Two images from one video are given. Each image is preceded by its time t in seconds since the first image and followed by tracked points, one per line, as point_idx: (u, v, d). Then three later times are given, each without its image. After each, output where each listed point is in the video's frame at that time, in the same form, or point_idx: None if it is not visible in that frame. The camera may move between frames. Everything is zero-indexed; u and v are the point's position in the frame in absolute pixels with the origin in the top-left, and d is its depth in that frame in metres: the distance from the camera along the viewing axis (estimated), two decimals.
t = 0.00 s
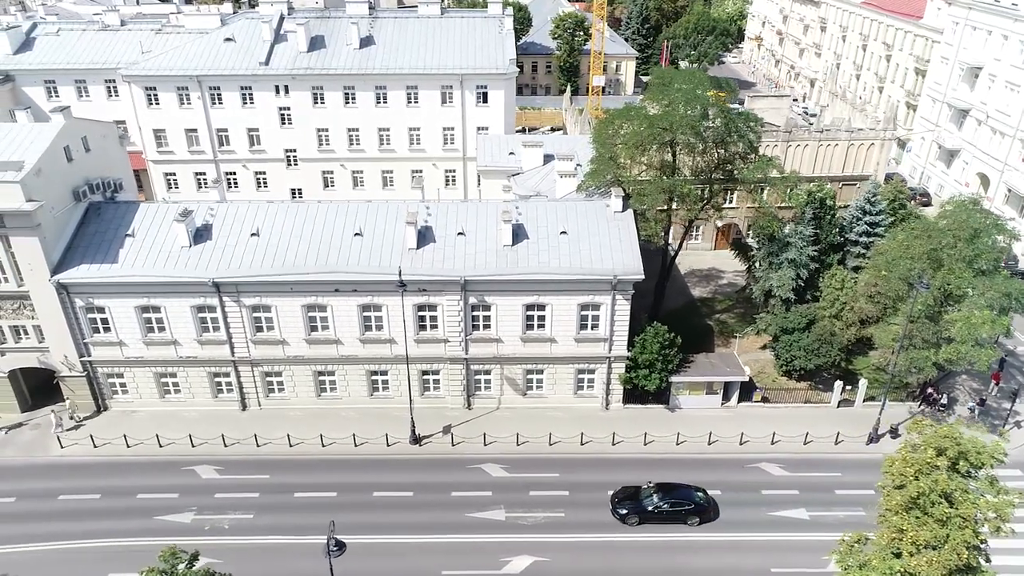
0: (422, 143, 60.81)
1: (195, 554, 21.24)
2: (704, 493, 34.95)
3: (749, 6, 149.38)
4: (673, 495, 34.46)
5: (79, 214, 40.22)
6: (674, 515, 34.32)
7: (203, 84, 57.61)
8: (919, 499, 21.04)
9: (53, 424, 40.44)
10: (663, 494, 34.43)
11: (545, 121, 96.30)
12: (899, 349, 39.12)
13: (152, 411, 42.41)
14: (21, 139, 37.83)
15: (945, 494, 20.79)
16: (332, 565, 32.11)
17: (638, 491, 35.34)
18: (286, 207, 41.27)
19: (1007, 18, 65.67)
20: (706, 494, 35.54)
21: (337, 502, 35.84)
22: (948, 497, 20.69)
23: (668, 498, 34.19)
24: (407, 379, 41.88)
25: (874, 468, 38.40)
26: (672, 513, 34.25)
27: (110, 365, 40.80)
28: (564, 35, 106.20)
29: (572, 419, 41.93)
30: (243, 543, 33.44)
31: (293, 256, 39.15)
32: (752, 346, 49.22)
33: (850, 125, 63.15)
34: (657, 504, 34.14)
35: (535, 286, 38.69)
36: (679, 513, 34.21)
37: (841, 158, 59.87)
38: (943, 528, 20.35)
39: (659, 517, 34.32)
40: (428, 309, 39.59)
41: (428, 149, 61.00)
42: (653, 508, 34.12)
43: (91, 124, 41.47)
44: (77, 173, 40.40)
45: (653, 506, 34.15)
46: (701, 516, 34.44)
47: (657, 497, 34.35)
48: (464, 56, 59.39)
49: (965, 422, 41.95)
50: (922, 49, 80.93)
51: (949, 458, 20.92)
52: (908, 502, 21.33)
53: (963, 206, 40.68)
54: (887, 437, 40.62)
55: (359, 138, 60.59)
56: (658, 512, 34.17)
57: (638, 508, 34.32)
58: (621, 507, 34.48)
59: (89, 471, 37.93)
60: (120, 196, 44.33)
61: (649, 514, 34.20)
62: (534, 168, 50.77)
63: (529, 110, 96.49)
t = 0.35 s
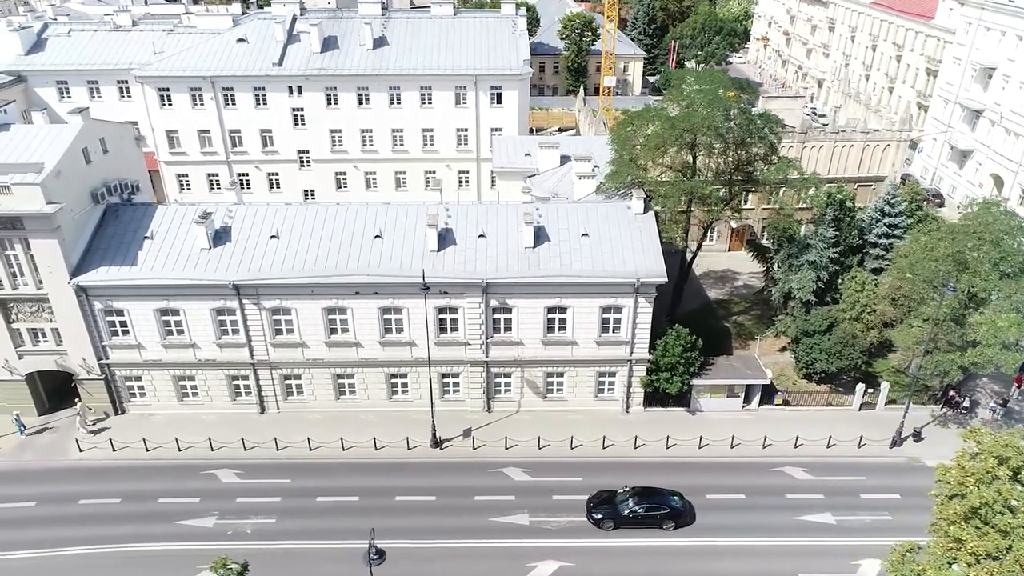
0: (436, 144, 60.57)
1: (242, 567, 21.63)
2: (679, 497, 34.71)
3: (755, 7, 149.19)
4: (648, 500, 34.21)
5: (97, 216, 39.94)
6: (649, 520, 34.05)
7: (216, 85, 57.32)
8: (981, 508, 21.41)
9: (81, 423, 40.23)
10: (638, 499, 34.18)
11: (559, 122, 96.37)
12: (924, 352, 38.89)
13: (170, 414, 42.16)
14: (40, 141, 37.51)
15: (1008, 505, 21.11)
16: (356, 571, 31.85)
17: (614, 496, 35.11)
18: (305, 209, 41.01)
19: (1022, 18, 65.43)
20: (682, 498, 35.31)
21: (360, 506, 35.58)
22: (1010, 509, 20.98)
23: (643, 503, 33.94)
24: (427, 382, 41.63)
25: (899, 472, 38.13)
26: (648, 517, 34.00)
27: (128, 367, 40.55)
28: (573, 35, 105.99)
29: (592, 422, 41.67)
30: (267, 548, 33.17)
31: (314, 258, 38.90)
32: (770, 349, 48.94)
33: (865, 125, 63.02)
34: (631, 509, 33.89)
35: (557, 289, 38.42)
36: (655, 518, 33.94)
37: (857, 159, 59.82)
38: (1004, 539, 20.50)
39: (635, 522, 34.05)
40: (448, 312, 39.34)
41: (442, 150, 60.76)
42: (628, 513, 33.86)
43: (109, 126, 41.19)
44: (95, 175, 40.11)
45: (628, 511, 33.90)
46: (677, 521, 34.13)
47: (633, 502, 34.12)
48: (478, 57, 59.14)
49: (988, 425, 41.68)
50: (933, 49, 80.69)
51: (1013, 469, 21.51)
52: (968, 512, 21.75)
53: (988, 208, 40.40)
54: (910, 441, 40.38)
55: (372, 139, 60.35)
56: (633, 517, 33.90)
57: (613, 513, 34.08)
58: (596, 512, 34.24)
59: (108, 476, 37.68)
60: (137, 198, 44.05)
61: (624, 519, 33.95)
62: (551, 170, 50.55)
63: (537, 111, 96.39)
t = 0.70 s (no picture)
0: (450, 144, 60.29)
1: None
2: (653, 501, 34.38)
3: (761, 6, 148.88)
4: (621, 504, 33.82)
5: (116, 217, 39.64)
6: (623, 524, 33.72)
7: (230, 85, 57.00)
8: None
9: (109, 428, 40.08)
10: (611, 503, 33.79)
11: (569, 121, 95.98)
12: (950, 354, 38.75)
13: (189, 416, 41.91)
14: (60, 141, 37.19)
15: None
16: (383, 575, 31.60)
17: (588, 499, 34.68)
18: (325, 210, 40.71)
19: None
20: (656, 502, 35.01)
21: (383, 510, 35.33)
22: None
23: (617, 507, 33.53)
24: (448, 384, 41.36)
25: (924, 474, 37.87)
26: (621, 521, 33.64)
27: (147, 369, 40.28)
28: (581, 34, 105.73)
29: (614, 425, 41.41)
30: (291, 552, 32.90)
31: (335, 259, 38.63)
32: (790, 351, 48.70)
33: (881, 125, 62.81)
34: (605, 513, 33.49)
35: (580, 290, 38.15)
36: (628, 522, 33.58)
37: (873, 159, 59.82)
38: None
39: (607, 526, 33.71)
40: (470, 314, 39.08)
41: (456, 150, 60.49)
42: (602, 517, 33.48)
43: (127, 126, 40.87)
44: (113, 176, 39.81)
45: (602, 515, 33.49)
46: (650, 524, 33.81)
47: (606, 506, 33.72)
48: (493, 56, 58.81)
49: (1012, 427, 41.42)
50: (945, 48, 80.33)
51: None
52: None
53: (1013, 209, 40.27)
54: (934, 443, 40.13)
55: (386, 139, 60.06)
56: (606, 521, 33.54)
57: (586, 517, 33.68)
58: (570, 516, 33.82)
59: (129, 479, 37.42)
60: (154, 198, 43.74)
61: (597, 523, 33.60)
62: (569, 170, 50.30)
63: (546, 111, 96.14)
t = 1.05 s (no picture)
0: (462, 140, 59.99)
1: None
2: (627, 500, 34.07)
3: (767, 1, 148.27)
4: (595, 504, 33.49)
5: (131, 215, 39.31)
6: (595, 524, 33.42)
7: (241, 81, 56.62)
8: None
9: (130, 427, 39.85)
10: (585, 503, 33.47)
11: (577, 117, 95.52)
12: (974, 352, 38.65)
13: (205, 415, 41.72)
14: (77, 138, 36.86)
15: None
16: None
17: (562, 500, 34.37)
18: (343, 207, 40.44)
19: None
20: (631, 501, 34.74)
21: (404, 509, 35.13)
22: None
23: (589, 507, 33.22)
24: (466, 383, 41.13)
25: (946, 473, 37.69)
26: (595, 521, 33.34)
27: (164, 368, 40.05)
28: (588, 29, 105.24)
29: (633, 423, 41.22)
30: (313, 553, 32.71)
31: (354, 257, 38.38)
32: (807, 349, 48.52)
33: (895, 120, 62.57)
34: (577, 513, 33.17)
35: (600, 289, 37.87)
36: (601, 522, 33.28)
37: (887, 156, 59.73)
38: None
39: (580, 526, 33.41)
40: (490, 312, 38.84)
41: (468, 146, 60.17)
42: (574, 517, 33.18)
43: (143, 123, 40.51)
44: (129, 173, 39.46)
45: (575, 515, 33.17)
46: (623, 525, 33.55)
47: (579, 506, 33.41)
48: (506, 52, 58.40)
49: None
50: (957, 44, 79.86)
51: None
52: None
53: None
54: (955, 442, 39.93)
55: (398, 136, 59.75)
56: (579, 521, 33.24)
57: (559, 517, 33.37)
58: (542, 516, 33.52)
59: (147, 478, 37.20)
60: (169, 196, 43.42)
61: (570, 523, 33.28)
62: (584, 167, 50.05)
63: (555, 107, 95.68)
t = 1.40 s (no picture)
0: (474, 132, 59.56)
1: None
2: (596, 497, 33.79)
3: None
4: (563, 500, 33.19)
5: (147, 209, 38.95)
6: (564, 520, 33.12)
7: (252, 73, 56.10)
8: None
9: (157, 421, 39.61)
10: (553, 499, 33.18)
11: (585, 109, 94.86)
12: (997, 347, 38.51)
13: (222, 410, 41.54)
14: (92, 131, 36.43)
15: None
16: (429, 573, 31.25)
17: (532, 496, 34.07)
18: (361, 201, 40.10)
19: None
20: (602, 498, 34.44)
21: (425, 505, 34.97)
22: None
23: (557, 503, 32.93)
24: (484, 377, 40.92)
25: (968, 468, 37.53)
26: (564, 518, 33.03)
27: (181, 363, 39.83)
28: (596, 19, 104.42)
29: (652, 418, 41.05)
30: (335, 548, 32.56)
31: (373, 251, 38.08)
32: (824, 342, 48.33)
33: (909, 112, 62.18)
34: (545, 510, 32.89)
35: (620, 283, 37.59)
36: (570, 518, 32.98)
37: (903, 148, 59.43)
38: None
39: (548, 522, 33.13)
40: (509, 307, 38.60)
41: (480, 138, 59.73)
42: (543, 514, 32.90)
43: (157, 116, 40.09)
44: (145, 166, 39.09)
45: (543, 512, 32.90)
46: (593, 521, 33.24)
47: (548, 502, 33.12)
48: (518, 43, 57.82)
49: None
50: (969, 34, 79.12)
51: None
52: None
53: None
54: (976, 436, 39.75)
55: (410, 128, 59.31)
56: (547, 517, 32.95)
57: (528, 513, 33.11)
58: (512, 512, 33.25)
59: (165, 474, 37.02)
60: (183, 189, 43.06)
61: (539, 520, 33.00)
62: (599, 159, 49.73)
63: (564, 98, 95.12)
